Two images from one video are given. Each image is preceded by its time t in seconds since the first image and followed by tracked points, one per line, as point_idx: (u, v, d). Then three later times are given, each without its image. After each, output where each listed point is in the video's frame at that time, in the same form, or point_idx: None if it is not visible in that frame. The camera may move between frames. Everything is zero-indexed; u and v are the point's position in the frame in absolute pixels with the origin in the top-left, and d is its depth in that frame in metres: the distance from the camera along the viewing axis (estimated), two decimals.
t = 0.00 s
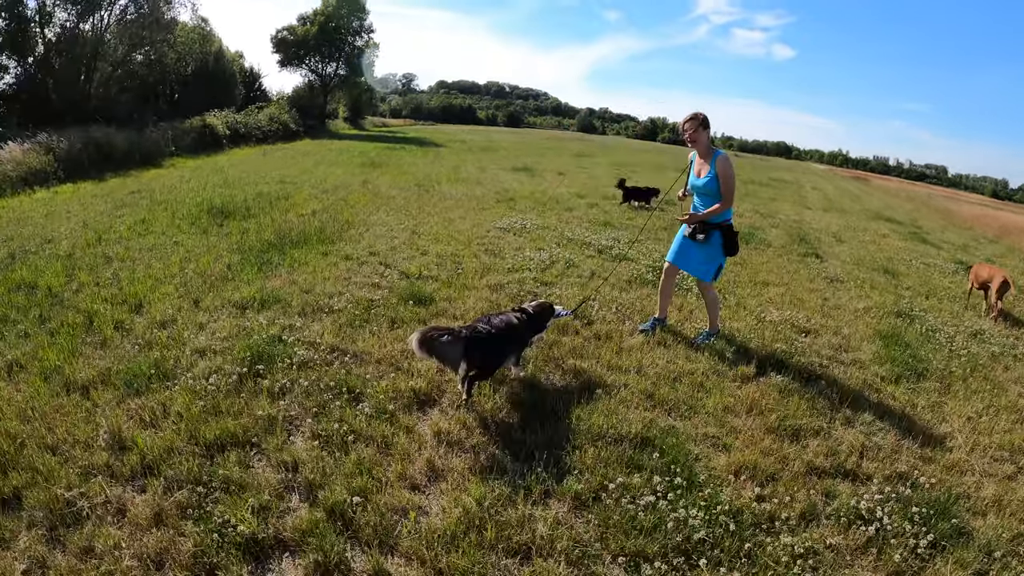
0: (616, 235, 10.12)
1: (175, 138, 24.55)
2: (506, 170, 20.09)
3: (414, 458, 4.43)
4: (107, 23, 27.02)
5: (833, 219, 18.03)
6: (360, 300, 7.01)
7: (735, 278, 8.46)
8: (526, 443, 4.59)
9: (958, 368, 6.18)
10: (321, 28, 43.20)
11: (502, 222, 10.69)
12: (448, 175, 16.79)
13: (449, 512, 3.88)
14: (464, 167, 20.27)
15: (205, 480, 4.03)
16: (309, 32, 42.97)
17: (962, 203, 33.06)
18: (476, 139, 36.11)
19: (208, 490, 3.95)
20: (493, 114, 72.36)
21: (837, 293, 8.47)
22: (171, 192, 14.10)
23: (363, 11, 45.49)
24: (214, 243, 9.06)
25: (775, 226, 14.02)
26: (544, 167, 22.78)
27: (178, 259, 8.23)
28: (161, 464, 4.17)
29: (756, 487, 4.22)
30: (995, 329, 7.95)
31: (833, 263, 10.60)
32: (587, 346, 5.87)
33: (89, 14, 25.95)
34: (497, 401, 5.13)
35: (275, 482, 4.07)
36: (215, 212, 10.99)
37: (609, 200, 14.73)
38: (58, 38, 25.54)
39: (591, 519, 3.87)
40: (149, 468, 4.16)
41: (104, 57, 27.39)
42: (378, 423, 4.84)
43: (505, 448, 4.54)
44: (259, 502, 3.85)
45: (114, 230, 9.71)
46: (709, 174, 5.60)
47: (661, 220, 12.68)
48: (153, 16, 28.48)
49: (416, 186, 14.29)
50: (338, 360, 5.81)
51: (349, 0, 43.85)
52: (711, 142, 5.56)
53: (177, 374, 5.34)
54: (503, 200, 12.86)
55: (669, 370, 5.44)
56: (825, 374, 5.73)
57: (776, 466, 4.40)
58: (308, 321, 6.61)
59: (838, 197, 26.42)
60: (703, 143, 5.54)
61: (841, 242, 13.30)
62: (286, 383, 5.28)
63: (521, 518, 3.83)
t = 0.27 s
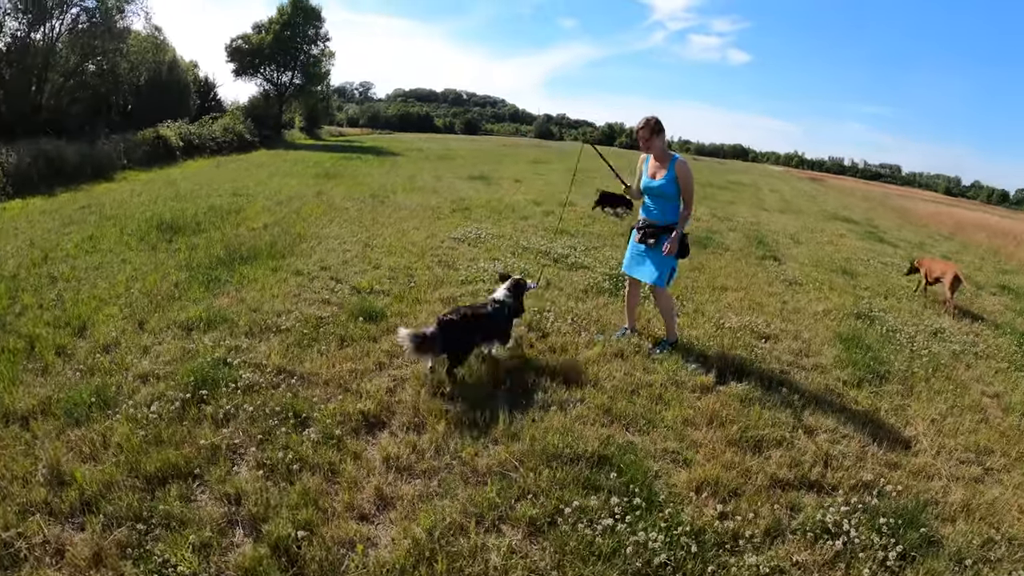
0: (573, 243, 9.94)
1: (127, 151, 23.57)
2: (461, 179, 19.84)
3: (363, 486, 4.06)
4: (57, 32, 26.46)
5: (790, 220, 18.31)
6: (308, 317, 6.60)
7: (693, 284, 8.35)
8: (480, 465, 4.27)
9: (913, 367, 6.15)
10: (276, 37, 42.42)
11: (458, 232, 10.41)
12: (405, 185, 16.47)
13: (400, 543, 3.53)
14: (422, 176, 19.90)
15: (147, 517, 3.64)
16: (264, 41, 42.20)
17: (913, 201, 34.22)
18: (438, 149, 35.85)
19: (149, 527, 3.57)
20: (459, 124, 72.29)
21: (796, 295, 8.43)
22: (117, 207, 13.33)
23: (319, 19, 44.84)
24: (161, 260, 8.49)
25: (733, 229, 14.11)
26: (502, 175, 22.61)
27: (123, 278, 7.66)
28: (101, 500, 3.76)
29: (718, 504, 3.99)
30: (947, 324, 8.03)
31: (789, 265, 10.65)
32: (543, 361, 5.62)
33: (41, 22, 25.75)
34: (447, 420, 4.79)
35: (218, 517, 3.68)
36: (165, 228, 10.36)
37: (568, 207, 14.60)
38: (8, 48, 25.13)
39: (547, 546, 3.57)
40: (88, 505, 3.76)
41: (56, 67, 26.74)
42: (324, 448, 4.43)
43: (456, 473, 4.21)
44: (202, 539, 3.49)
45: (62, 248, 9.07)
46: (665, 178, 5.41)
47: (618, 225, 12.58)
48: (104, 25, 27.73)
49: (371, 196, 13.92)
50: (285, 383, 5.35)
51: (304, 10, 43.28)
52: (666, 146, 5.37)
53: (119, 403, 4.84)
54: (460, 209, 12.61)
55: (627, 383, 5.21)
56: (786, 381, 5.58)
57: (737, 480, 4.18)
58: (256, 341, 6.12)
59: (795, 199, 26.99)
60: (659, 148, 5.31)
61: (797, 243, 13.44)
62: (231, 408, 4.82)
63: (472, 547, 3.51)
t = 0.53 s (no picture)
0: (533, 251, 9.74)
1: (78, 165, 22.54)
2: (419, 188, 19.54)
3: (320, 516, 3.73)
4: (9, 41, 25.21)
5: (750, 222, 18.53)
6: (261, 335, 6.20)
7: (656, 289, 8.23)
8: (442, 489, 3.99)
9: (874, 365, 6.13)
10: (231, 47, 41.64)
11: (416, 242, 10.12)
12: (362, 195, 16.09)
13: None
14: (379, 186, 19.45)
15: (96, 557, 3.31)
16: (219, 50, 41.31)
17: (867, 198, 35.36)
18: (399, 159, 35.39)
19: (96, 569, 3.24)
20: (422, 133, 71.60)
21: (758, 298, 8.41)
22: (67, 224, 12.56)
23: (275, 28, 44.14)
24: (111, 280, 7.91)
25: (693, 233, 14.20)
26: (460, 183, 22.32)
27: (71, 298, 7.13)
28: (47, 541, 3.42)
29: (689, 520, 3.79)
30: (904, 320, 8.12)
31: (749, 267, 10.67)
32: (504, 375, 5.38)
33: None
34: (405, 441, 4.48)
35: (168, 557, 3.34)
36: (114, 244, 9.73)
37: (527, 214, 14.41)
38: None
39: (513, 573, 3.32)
40: (32, 547, 3.41)
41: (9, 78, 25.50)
42: (277, 476, 4.07)
43: (417, 498, 3.92)
44: None
45: (8, 268, 8.49)
46: (624, 185, 5.24)
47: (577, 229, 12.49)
48: (57, 35, 26.52)
49: (328, 207, 13.51)
50: (237, 407, 4.91)
51: (261, 18, 42.59)
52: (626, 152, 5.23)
53: (67, 433, 4.41)
54: (417, 219, 12.33)
55: (591, 397, 5.01)
56: (753, 387, 5.46)
57: (707, 493, 4.00)
58: (207, 363, 5.66)
59: (754, 200, 27.44)
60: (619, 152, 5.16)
61: (757, 244, 13.56)
62: (182, 436, 4.42)
63: None
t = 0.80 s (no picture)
0: (498, 261, 9.48)
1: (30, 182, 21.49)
2: (381, 199, 19.16)
3: (288, 558, 3.42)
4: None
5: (715, 226, 18.71)
6: (219, 360, 5.80)
7: (624, 299, 8.09)
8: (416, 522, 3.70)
9: (848, 368, 6.06)
10: (188, 58, 40.63)
11: (380, 255, 9.77)
12: (323, 208, 15.64)
13: None
14: (338, 199, 18.88)
15: None
16: (176, 61, 40.23)
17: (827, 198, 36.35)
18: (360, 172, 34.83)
19: None
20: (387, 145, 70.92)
21: (728, 304, 8.34)
22: (19, 244, 11.75)
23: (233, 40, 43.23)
24: (64, 302, 7.21)
25: (659, 239, 14.20)
26: (421, 194, 21.94)
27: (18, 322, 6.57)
28: None
29: (677, 542, 3.56)
30: (869, 319, 8.15)
31: (715, 272, 10.65)
32: (475, 394, 5.07)
33: None
34: (375, 471, 4.17)
35: None
36: (69, 261, 8.95)
37: (489, 224, 14.15)
38: None
39: None
40: None
41: None
42: (239, 515, 3.73)
43: (390, 533, 3.62)
44: None
45: None
46: (595, 192, 5.10)
47: (544, 238, 12.33)
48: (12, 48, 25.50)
49: (289, 221, 13.03)
50: (197, 440, 4.53)
51: (218, 30, 41.68)
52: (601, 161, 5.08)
53: (17, 473, 4.03)
54: (380, 231, 11.98)
55: (566, 413, 4.77)
56: (731, 397, 5.30)
57: (692, 512, 3.78)
58: (164, 392, 5.23)
59: (717, 204, 27.77)
60: (593, 161, 5.04)
61: (722, 248, 13.63)
62: (139, 475, 4.04)
63: None
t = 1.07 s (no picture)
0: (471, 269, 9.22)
1: None
2: (353, 207, 18.77)
3: None
4: None
5: (689, 228, 18.80)
6: (189, 379, 5.46)
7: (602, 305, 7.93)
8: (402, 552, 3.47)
9: (832, 370, 5.95)
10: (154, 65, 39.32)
11: (352, 263, 9.44)
12: (293, 216, 15.19)
13: None
14: (306, 206, 18.34)
15: None
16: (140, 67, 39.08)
17: (797, 198, 37.04)
18: (329, 178, 34.11)
19: None
20: (360, 151, 70.06)
21: (707, 307, 8.26)
22: None
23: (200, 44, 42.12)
24: (26, 318, 6.73)
25: (634, 241, 14.15)
26: (389, 200, 21.48)
27: None
28: None
29: (674, 561, 3.39)
30: (848, 319, 8.07)
31: (691, 275, 10.57)
32: (454, 409, 4.82)
33: None
34: (355, 496, 3.94)
35: None
36: (31, 274, 8.37)
37: (460, 229, 13.84)
38: None
39: None
40: None
41: None
42: (214, 550, 3.45)
43: (374, 564, 3.39)
44: None
45: None
46: (598, 202, 5.00)
47: (520, 242, 12.13)
48: None
49: (258, 229, 12.58)
50: (167, 467, 4.23)
51: (184, 34, 40.56)
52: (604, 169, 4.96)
53: None
54: (351, 239, 11.63)
55: (551, 426, 4.57)
56: (716, 403, 5.16)
57: (687, 527, 3.61)
58: (132, 415, 4.88)
59: (690, 205, 28.01)
60: (594, 168, 4.94)
61: (697, 250, 13.64)
62: (108, 508, 3.75)
63: None
